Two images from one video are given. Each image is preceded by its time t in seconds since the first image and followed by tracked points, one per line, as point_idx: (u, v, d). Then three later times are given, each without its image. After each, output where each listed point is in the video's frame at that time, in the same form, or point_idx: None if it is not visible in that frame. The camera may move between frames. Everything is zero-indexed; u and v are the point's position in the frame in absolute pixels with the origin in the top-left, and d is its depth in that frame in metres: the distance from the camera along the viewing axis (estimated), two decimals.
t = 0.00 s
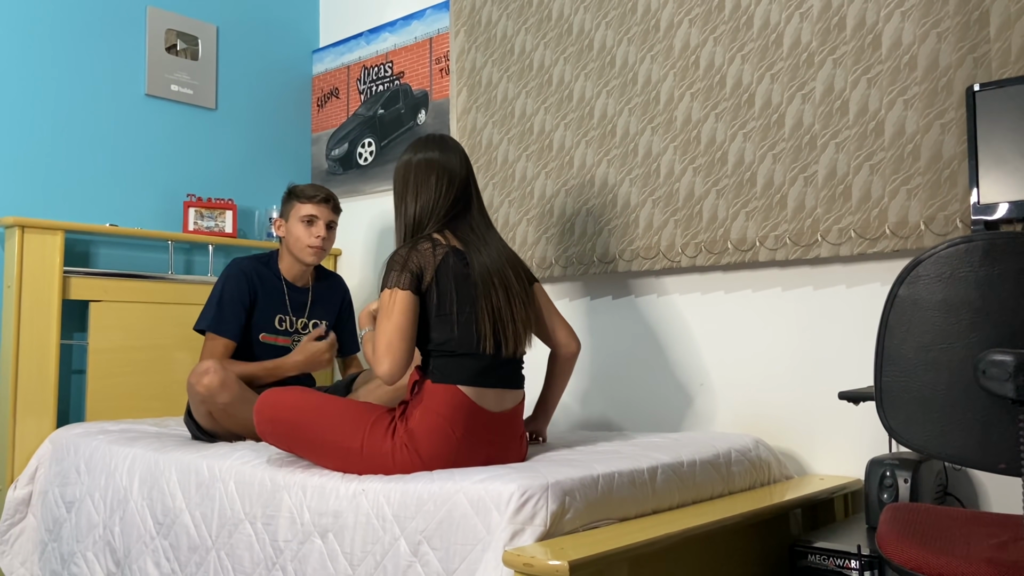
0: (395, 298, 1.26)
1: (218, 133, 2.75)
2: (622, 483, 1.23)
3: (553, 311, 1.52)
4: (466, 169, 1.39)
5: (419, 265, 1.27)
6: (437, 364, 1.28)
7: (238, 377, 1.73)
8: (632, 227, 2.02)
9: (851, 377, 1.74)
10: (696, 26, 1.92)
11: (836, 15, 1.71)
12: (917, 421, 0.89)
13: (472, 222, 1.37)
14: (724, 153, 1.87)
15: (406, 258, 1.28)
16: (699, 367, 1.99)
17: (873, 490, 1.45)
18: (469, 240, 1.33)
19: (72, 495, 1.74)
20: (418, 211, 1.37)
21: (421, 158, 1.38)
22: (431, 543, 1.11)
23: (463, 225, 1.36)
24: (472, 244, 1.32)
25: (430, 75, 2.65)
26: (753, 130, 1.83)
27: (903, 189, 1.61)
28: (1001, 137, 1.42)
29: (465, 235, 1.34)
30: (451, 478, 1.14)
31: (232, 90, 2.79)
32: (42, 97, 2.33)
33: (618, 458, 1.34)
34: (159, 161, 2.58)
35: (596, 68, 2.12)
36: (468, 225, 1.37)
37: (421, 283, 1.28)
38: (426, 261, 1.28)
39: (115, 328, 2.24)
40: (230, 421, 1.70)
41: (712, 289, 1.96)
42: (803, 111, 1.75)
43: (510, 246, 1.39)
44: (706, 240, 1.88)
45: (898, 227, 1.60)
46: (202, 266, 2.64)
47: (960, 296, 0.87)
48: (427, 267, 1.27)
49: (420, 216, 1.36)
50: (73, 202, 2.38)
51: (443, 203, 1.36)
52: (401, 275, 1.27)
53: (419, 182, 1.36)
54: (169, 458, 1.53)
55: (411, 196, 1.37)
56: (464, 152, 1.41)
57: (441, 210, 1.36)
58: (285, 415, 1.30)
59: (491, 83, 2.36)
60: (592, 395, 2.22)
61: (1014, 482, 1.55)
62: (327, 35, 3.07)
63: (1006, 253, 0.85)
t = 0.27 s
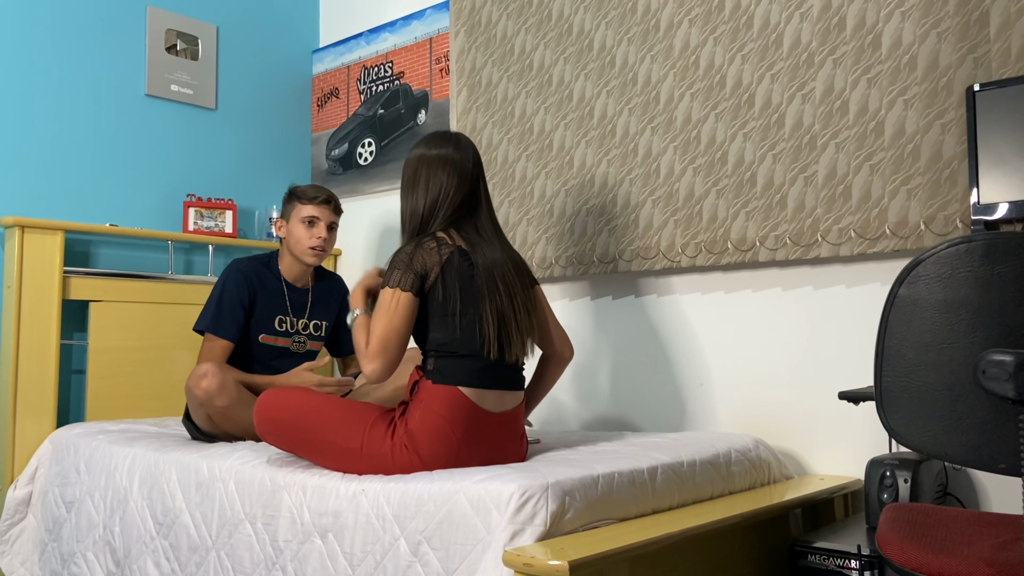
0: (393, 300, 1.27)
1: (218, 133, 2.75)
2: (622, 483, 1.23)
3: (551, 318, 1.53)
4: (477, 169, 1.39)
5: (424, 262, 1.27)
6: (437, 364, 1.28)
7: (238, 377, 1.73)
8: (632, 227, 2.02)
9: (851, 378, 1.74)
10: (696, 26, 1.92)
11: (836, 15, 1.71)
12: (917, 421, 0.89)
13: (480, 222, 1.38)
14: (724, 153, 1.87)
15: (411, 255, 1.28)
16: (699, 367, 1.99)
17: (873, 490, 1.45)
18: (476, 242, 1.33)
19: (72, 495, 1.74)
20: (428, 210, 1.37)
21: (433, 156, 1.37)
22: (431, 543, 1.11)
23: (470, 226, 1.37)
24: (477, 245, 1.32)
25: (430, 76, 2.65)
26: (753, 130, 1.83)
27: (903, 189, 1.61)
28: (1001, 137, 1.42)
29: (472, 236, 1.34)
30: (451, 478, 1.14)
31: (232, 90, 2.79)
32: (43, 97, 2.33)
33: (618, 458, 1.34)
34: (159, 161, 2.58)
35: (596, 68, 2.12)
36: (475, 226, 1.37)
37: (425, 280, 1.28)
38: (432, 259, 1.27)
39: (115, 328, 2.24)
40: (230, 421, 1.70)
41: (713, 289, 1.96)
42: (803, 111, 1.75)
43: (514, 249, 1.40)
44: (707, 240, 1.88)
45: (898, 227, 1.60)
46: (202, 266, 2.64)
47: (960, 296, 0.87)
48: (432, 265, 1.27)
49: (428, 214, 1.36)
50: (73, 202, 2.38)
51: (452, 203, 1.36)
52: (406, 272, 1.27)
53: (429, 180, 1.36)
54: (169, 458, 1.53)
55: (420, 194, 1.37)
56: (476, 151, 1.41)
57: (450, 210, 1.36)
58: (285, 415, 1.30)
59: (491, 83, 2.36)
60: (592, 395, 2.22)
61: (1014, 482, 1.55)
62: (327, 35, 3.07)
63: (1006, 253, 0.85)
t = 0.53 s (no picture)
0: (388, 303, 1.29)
1: (218, 133, 2.75)
2: (622, 483, 1.23)
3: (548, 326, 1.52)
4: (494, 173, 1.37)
5: (428, 265, 1.29)
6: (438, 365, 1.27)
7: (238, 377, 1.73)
8: (632, 227, 2.01)
9: (851, 377, 1.74)
10: (696, 26, 1.92)
11: (836, 15, 1.71)
12: (917, 421, 0.89)
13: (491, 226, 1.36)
14: (724, 153, 1.87)
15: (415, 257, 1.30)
16: (700, 367, 1.99)
17: (873, 490, 1.45)
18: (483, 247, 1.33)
19: (72, 495, 1.74)
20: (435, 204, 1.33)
21: (449, 153, 1.35)
22: (430, 543, 1.11)
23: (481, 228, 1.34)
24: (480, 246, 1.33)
25: (430, 75, 2.66)
26: (753, 130, 1.83)
27: (903, 189, 1.61)
28: (1001, 137, 1.42)
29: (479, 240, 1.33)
30: (451, 478, 1.14)
31: (232, 90, 2.79)
32: (43, 97, 2.33)
33: (618, 458, 1.34)
34: (159, 161, 2.58)
35: (596, 68, 2.12)
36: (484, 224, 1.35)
37: (427, 283, 1.29)
38: (435, 263, 1.29)
39: (115, 328, 2.24)
40: (230, 421, 1.70)
41: (713, 289, 1.96)
42: (803, 111, 1.75)
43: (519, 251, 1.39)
44: (707, 240, 1.88)
45: (899, 227, 1.60)
46: (202, 266, 2.64)
47: (960, 296, 0.87)
48: (434, 268, 1.29)
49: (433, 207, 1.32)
50: (73, 202, 2.38)
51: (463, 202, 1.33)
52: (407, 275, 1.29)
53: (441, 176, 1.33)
54: (169, 458, 1.53)
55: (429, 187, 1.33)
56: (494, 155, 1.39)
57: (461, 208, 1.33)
58: (285, 414, 1.30)
59: (491, 83, 2.36)
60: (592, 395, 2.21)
61: (1014, 481, 1.55)
62: (327, 35, 3.07)
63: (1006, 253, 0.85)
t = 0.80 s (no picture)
0: (388, 308, 1.28)
1: (218, 133, 2.75)
2: (622, 483, 1.23)
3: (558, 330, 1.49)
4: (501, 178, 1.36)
5: (421, 266, 1.28)
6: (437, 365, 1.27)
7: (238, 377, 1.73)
8: (632, 227, 2.02)
9: (851, 377, 1.74)
10: (696, 26, 1.92)
11: (836, 15, 1.71)
12: (917, 421, 0.89)
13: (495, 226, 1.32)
14: (724, 153, 1.87)
15: (410, 258, 1.29)
16: (699, 367, 1.99)
17: (873, 490, 1.45)
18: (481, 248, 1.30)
19: (72, 495, 1.74)
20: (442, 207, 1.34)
21: (456, 158, 1.35)
22: (431, 543, 1.11)
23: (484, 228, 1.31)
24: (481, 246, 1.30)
25: (430, 76, 2.66)
26: (753, 130, 1.83)
27: (903, 189, 1.61)
28: (1001, 137, 1.42)
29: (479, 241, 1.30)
30: (451, 478, 1.14)
31: (232, 90, 2.79)
32: (43, 97, 2.33)
33: (618, 458, 1.34)
34: (159, 161, 2.58)
35: (596, 68, 2.12)
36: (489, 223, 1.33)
37: (422, 284, 1.28)
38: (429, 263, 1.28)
39: (115, 328, 2.24)
40: (230, 421, 1.70)
41: (712, 289, 1.96)
42: (803, 111, 1.75)
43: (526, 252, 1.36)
44: (707, 240, 1.88)
45: (898, 227, 1.60)
46: (202, 266, 2.64)
47: (960, 296, 0.87)
48: (428, 269, 1.27)
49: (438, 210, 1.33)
50: (73, 202, 2.38)
51: (468, 204, 1.32)
52: (402, 277, 1.28)
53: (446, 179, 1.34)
54: (169, 458, 1.53)
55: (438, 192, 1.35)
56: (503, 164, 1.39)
57: (465, 209, 1.31)
58: (287, 414, 1.29)
59: (491, 83, 2.36)
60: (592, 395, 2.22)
61: (1014, 481, 1.55)
62: (327, 35, 3.07)
63: (1006, 252, 0.85)
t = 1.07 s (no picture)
0: (376, 312, 1.29)
1: (218, 134, 2.75)
2: (622, 483, 1.23)
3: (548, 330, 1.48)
4: (487, 179, 1.36)
5: (407, 268, 1.28)
6: (432, 365, 1.28)
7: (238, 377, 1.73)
8: (632, 227, 2.02)
9: (851, 377, 1.74)
10: (696, 26, 1.92)
11: (836, 15, 1.71)
12: (917, 421, 0.89)
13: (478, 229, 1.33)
14: (724, 153, 1.87)
15: (395, 260, 1.29)
16: (699, 367, 1.99)
17: (873, 490, 1.45)
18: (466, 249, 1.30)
19: (72, 495, 1.74)
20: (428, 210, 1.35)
21: (440, 160, 1.36)
22: (431, 543, 1.11)
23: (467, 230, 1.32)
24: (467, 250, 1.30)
25: (430, 75, 2.66)
26: (753, 130, 1.83)
27: (903, 189, 1.61)
28: (1001, 137, 1.42)
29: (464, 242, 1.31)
30: (451, 478, 1.14)
31: (232, 90, 2.79)
32: (43, 97, 2.33)
33: (618, 458, 1.34)
34: (159, 161, 2.58)
35: (596, 68, 2.12)
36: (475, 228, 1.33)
37: (408, 288, 1.29)
38: (416, 267, 1.28)
39: (116, 328, 2.24)
40: (230, 421, 1.70)
41: (712, 289, 1.96)
42: (803, 111, 1.75)
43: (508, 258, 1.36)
44: (707, 240, 1.88)
45: (898, 227, 1.60)
46: (202, 266, 2.64)
47: (960, 296, 0.87)
48: (414, 271, 1.28)
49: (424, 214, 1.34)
50: (73, 202, 2.38)
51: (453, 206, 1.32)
52: (389, 281, 1.28)
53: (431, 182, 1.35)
54: (170, 458, 1.53)
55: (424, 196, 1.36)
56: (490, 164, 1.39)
57: (450, 211, 1.32)
58: (284, 419, 1.30)
59: (491, 83, 2.36)
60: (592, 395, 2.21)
61: (1014, 481, 1.55)
62: (327, 35, 3.07)
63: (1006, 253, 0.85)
